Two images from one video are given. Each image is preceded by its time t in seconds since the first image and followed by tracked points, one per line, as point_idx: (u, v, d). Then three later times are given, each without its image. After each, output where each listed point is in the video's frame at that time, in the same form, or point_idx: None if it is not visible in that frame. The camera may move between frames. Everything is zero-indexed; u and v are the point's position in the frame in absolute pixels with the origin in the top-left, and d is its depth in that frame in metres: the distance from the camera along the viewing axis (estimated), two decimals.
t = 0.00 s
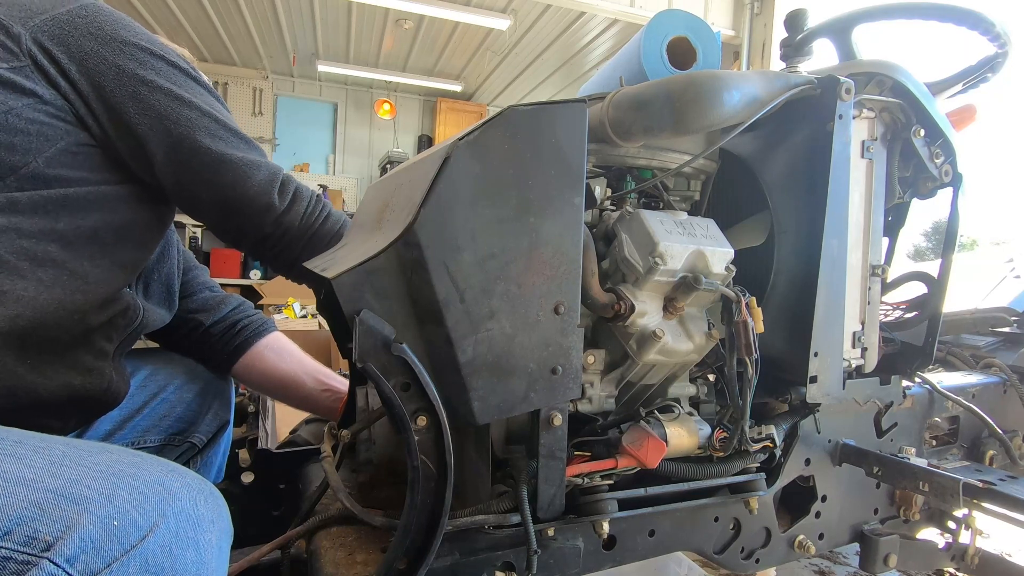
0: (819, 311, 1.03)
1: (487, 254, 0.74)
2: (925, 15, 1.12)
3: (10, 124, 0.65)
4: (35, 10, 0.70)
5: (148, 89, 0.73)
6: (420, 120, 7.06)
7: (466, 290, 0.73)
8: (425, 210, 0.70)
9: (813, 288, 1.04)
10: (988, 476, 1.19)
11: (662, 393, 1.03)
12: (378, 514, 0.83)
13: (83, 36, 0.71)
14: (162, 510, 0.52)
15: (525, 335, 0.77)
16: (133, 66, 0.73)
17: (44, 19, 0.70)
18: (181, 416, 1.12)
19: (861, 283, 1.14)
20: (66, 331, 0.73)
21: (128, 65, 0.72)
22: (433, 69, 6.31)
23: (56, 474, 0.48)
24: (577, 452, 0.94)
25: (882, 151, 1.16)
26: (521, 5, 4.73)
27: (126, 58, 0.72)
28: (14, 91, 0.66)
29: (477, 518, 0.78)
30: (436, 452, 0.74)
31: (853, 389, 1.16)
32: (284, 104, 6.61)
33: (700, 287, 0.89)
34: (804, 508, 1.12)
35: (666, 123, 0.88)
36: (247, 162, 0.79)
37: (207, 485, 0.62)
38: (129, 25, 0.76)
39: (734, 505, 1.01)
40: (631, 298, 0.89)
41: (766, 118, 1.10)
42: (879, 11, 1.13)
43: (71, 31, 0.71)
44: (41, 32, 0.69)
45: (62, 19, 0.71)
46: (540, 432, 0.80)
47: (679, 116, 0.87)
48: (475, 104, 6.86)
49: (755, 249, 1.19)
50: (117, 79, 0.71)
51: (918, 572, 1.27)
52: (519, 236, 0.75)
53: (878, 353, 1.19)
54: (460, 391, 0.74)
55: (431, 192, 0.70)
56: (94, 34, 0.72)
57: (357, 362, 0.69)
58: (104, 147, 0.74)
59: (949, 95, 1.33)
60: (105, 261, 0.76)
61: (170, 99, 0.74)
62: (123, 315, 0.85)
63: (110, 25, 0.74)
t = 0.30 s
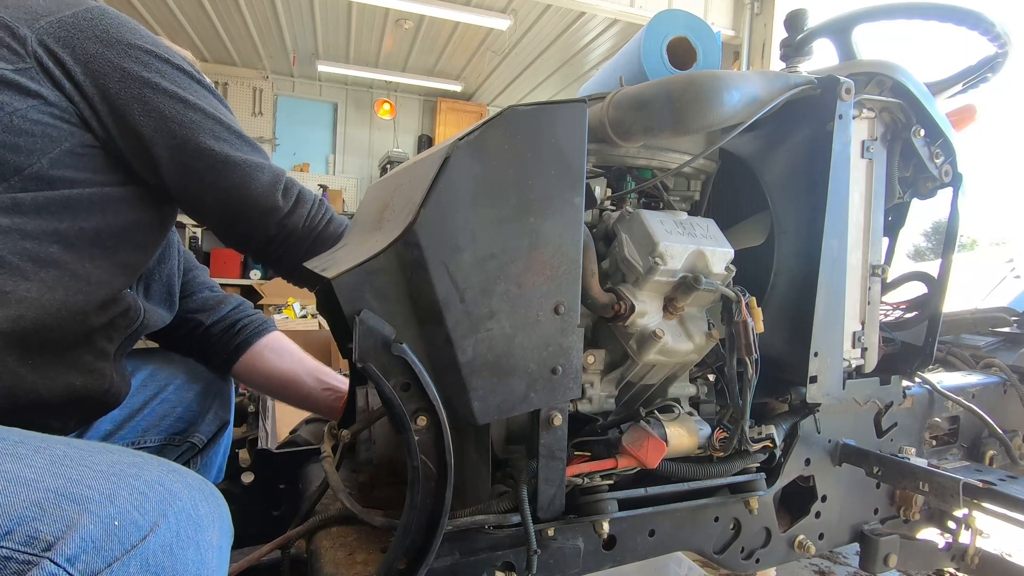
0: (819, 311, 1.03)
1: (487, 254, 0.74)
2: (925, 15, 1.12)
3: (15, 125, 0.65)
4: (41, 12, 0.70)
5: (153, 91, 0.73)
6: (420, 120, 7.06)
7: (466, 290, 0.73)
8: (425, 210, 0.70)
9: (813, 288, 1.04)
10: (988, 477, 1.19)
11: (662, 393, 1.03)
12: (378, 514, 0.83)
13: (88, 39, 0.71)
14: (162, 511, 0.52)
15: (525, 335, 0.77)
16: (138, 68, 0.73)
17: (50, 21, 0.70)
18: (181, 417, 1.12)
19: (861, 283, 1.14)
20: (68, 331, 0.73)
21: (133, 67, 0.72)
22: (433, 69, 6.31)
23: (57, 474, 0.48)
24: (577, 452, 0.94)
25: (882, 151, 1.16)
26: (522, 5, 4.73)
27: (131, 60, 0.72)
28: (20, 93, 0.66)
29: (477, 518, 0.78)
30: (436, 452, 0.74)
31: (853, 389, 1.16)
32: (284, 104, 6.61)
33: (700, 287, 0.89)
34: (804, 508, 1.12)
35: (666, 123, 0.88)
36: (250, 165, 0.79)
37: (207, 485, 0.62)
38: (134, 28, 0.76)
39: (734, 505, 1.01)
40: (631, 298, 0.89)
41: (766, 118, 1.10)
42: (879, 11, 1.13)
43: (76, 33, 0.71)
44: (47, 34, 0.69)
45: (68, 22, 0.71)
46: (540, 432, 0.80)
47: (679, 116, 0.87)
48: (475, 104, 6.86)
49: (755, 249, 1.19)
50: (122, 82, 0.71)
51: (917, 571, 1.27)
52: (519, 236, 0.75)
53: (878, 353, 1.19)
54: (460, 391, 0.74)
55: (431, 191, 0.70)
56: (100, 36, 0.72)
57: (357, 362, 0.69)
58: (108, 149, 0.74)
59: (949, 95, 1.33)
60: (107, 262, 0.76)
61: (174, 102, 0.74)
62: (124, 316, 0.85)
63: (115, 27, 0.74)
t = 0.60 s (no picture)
0: (819, 311, 1.03)
1: (487, 254, 0.74)
2: (925, 15, 1.12)
3: (16, 121, 0.65)
4: (38, 8, 0.70)
5: (151, 85, 0.72)
6: (420, 120, 7.05)
7: (466, 290, 0.73)
8: (425, 210, 0.70)
9: (813, 288, 1.04)
10: (988, 477, 1.19)
11: (662, 393, 1.03)
12: (377, 514, 0.84)
13: (86, 34, 0.71)
14: (163, 510, 0.52)
15: (525, 335, 0.77)
16: (137, 63, 0.73)
17: (48, 16, 0.70)
18: (182, 417, 1.12)
19: (861, 283, 1.14)
20: (69, 330, 0.73)
21: (131, 61, 0.72)
22: (433, 69, 6.31)
23: (57, 473, 0.48)
24: (577, 452, 0.94)
25: (882, 151, 1.16)
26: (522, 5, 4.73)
27: (129, 55, 0.72)
28: (20, 88, 0.66)
29: (477, 518, 0.78)
30: (436, 452, 0.74)
31: (853, 389, 1.16)
32: (284, 104, 6.61)
33: (699, 287, 0.89)
34: (804, 508, 1.12)
35: (666, 123, 0.88)
36: (250, 159, 0.78)
37: (208, 484, 0.62)
38: (132, 23, 0.76)
39: (734, 505, 1.01)
40: (631, 298, 0.89)
41: (766, 118, 1.10)
42: (879, 11, 1.13)
43: (74, 28, 0.71)
44: (45, 28, 0.69)
45: (66, 17, 0.71)
46: (540, 432, 0.80)
47: (679, 116, 0.87)
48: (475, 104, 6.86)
49: (755, 249, 1.19)
50: (121, 76, 0.71)
51: (917, 571, 1.27)
52: (519, 237, 0.75)
53: (879, 353, 1.19)
54: (460, 391, 0.74)
55: (431, 191, 0.70)
56: (98, 31, 0.72)
57: (357, 362, 0.69)
58: (111, 145, 0.74)
59: (949, 95, 1.33)
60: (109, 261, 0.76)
61: (173, 95, 0.74)
62: (126, 316, 0.85)
63: (113, 22, 0.73)
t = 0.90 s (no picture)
0: (819, 311, 1.03)
1: (488, 253, 0.74)
2: (925, 15, 1.12)
3: (7, 117, 0.65)
4: (26, 4, 0.70)
5: (131, 81, 0.72)
6: (420, 119, 7.05)
7: (466, 290, 0.73)
8: (425, 210, 0.70)
9: (813, 288, 1.04)
10: (988, 477, 1.19)
11: (662, 393, 1.03)
12: (377, 514, 0.84)
13: (71, 29, 0.71)
14: (163, 511, 0.52)
15: (525, 335, 0.77)
16: (119, 58, 0.72)
17: (34, 10, 0.70)
18: (181, 416, 1.12)
19: (862, 284, 1.14)
20: (69, 330, 0.73)
21: (113, 56, 0.72)
22: (433, 69, 6.31)
23: (57, 475, 0.48)
24: (577, 452, 0.94)
25: (882, 151, 1.16)
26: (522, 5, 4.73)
27: (112, 50, 0.72)
28: (9, 84, 0.66)
29: (477, 518, 0.78)
30: (436, 452, 0.74)
31: (853, 389, 1.16)
32: (284, 104, 6.61)
33: (699, 287, 0.89)
34: (804, 508, 1.12)
35: (666, 123, 0.88)
36: (225, 159, 0.77)
37: (208, 485, 0.62)
38: (120, 19, 0.76)
39: (734, 505, 1.01)
40: (631, 298, 0.89)
41: (765, 118, 1.10)
42: (879, 11, 1.13)
43: (63, 24, 0.71)
44: (31, 22, 0.69)
45: (52, 10, 0.71)
46: (540, 432, 0.80)
47: (679, 116, 0.87)
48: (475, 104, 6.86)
49: (755, 249, 1.19)
50: (101, 70, 0.71)
51: (918, 571, 1.27)
52: (519, 237, 0.75)
53: (879, 353, 1.19)
54: (460, 391, 0.74)
55: (431, 191, 0.70)
56: (83, 26, 0.72)
57: (356, 362, 0.69)
58: (98, 142, 0.74)
59: (949, 95, 1.33)
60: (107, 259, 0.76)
61: (151, 92, 0.73)
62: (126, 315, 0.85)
63: (100, 17, 0.73)
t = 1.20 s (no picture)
0: (819, 311, 1.03)
1: (487, 254, 0.74)
2: (925, 15, 1.12)
3: (8, 111, 0.65)
4: None
5: (135, 78, 0.72)
6: (420, 119, 7.05)
7: (466, 290, 0.73)
8: (425, 210, 0.70)
9: (812, 288, 1.04)
10: (988, 477, 1.19)
11: (662, 393, 1.03)
12: (378, 514, 0.84)
13: (70, 23, 0.71)
14: (161, 510, 0.52)
15: (525, 335, 0.77)
16: (120, 55, 0.73)
17: (33, 4, 0.70)
18: (180, 415, 1.12)
19: (861, 284, 1.14)
20: (69, 329, 0.73)
21: (116, 53, 0.72)
22: (433, 69, 6.31)
23: (55, 474, 0.48)
24: (577, 452, 0.94)
25: (882, 151, 1.16)
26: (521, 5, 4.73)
27: (111, 46, 0.72)
28: (13, 79, 0.66)
29: (477, 518, 0.78)
30: (436, 452, 0.74)
31: (853, 389, 1.16)
32: (284, 104, 6.61)
33: (699, 287, 0.89)
34: (804, 508, 1.12)
35: (666, 123, 0.88)
36: (222, 160, 0.79)
37: (207, 485, 0.63)
38: (116, 15, 0.76)
39: (734, 505, 1.01)
40: (631, 298, 0.89)
41: (765, 118, 1.10)
42: (879, 11, 1.13)
43: (63, 19, 0.71)
44: (32, 16, 0.69)
45: (51, 5, 0.71)
46: (540, 432, 0.80)
47: (680, 116, 0.87)
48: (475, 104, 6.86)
49: (755, 249, 1.19)
50: (104, 66, 0.71)
51: (917, 571, 1.27)
52: (519, 237, 0.75)
53: (879, 353, 1.19)
54: (460, 391, 0.74)
55: (431, 191, 0.70)
56: (84, 22, 0.72)
57: (357, 362, 0.69)
58: (96, 137, 0.74)
59: (949, 96, 1.33)
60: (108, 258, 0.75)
61: (153, 90, 0.74)
62: (124, 314, 0.86)
63: (98, 14, 0.73)
